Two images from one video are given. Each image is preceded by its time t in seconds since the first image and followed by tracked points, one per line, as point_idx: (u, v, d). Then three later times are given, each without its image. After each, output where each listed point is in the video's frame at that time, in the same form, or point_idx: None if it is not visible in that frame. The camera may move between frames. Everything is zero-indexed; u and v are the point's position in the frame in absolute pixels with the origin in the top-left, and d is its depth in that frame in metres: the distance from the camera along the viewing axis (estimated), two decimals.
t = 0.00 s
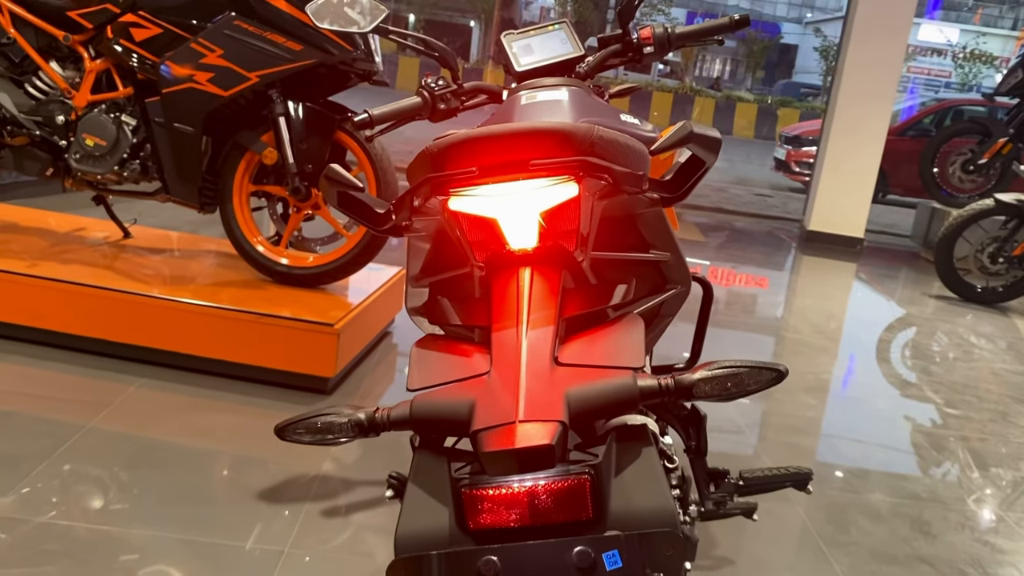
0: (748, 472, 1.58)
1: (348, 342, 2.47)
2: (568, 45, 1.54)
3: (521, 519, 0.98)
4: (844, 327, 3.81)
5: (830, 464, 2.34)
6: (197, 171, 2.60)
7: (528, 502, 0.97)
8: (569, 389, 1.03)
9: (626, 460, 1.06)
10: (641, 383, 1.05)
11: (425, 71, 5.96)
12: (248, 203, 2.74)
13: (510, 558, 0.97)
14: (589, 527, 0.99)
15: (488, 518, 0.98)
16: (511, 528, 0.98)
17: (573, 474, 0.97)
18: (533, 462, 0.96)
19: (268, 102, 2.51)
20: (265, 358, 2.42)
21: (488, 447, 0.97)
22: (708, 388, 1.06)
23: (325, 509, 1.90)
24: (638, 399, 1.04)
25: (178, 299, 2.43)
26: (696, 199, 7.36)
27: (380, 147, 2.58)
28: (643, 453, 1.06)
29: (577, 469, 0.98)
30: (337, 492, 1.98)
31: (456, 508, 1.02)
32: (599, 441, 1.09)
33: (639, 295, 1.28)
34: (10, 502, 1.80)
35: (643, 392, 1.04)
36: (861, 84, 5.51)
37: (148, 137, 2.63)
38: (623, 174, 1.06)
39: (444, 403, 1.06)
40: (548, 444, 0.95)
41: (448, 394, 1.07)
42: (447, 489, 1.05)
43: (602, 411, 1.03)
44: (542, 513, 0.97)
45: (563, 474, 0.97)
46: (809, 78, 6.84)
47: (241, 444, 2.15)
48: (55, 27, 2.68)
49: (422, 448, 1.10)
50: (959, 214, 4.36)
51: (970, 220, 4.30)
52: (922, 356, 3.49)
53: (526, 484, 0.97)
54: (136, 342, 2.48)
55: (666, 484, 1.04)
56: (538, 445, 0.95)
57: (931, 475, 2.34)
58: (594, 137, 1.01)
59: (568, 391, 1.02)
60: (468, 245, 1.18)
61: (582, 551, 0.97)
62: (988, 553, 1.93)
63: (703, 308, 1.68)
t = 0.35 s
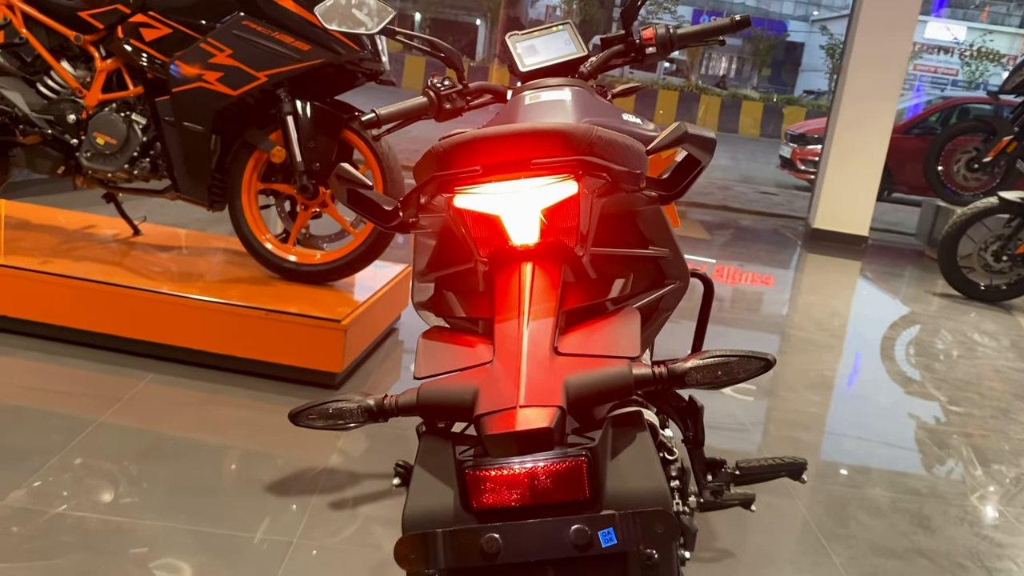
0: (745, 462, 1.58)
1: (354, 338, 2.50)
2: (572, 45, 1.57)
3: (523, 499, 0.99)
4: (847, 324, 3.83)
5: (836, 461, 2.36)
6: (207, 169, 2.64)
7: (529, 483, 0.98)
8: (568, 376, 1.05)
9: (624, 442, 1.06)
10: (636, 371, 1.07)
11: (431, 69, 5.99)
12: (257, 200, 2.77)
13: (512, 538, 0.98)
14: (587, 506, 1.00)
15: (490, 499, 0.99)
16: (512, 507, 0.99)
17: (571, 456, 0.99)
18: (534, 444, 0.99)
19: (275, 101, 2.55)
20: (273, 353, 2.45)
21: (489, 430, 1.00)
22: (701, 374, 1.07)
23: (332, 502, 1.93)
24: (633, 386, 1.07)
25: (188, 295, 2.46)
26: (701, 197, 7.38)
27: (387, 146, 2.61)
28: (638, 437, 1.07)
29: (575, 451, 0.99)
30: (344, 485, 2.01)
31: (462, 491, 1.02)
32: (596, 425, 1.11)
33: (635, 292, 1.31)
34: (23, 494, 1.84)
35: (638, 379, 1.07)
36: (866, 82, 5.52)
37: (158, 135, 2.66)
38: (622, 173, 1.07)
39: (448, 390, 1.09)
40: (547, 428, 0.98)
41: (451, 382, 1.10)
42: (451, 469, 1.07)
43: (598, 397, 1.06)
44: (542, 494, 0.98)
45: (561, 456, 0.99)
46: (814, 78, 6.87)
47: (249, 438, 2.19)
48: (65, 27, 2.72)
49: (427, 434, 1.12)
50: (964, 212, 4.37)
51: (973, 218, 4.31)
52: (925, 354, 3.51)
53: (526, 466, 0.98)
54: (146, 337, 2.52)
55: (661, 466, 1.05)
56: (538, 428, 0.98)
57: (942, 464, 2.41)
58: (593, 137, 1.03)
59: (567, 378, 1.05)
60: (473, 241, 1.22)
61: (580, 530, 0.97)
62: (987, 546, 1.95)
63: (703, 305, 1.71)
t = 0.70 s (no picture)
0: (734, 433, 1.76)
1: (361, 326, 2.55)
2: (572, 37, 1.61)
3: (512, 446, 0.93)
4: (850, 317, 3.86)
5: (839, 457, 2.32)
6: (217, 160, 2.69)
7: (518, 434, 0.93)
8: (556, 338, 0.99)
9: (604, 398, 0.99)
10: (617, 333, 0.98)
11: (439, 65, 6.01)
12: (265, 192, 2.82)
13: (501, 485, 0.94)
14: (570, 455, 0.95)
15: (483, 448, 0.94)
16: (501, 457, 0.94)
17: (555, 407, 0.93)
18: (521, 397, 0.95)
19: (284, 95, 2.59)
20: (281, 341, 2.51)
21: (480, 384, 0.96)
22: (679, 337, 0.97)
23: (339, 482, 1.99)
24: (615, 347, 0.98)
25: (199, 284, 2.52)
26: (707, 192, 7.41)
27: (393, 137, 2.66)
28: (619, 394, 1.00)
29: (560, 403, 0.94)
30: (350, 467, 2.06)
31: (455, 438, 0.97)
32: (580, 380, 0.99)
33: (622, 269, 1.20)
34: (40, 476, 1.89)
35: (619, 340, 0.98)
36: (870, 78, 5.54)
37: (169, 128, 2.71)
38: (610, 152, 1.07)
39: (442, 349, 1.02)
40: (532, 380, 0.94)
41: (445, 342, 1.04)
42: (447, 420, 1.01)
43: (588, 358, 0.98)
44: (527, 445, 0.93)
45: (547, 407, 0.94)
46: (820, 74, 6.88)
47: (258, 423, 2.24)
48: (77, 22, 2.77)
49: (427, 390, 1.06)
50: (967, 205, 4.41)
51: (976, 211, 4.35)
52: (928, 346, 3.54)
53: (515, 417, 0.93)
54: (158, 326, 2.58)
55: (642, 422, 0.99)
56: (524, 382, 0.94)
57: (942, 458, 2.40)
58: (582, 119, 1.03)
59: (555, 340, 0.99)
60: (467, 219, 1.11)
61: (564, 476, 0.94)
62: (980, 529, 1.99)
63: (699, 291, 1.75)
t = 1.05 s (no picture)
0: (716, 403, 1.82)
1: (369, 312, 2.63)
2: (569, 31, 1.67)
3: (501, 395, 0.95)
4: (850, 308, 3.91)
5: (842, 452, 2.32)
6: (226, 152, 2.76)
7: (506, 381, 0.95)
8: (541, 299, 1.00)
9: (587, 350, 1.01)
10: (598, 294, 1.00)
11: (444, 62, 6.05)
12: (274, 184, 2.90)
13: (495, 427, 0.95)
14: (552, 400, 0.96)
15: (474, 396, 0.96)
16: (490, 403, 0.95)
17: (540, 357, 0.95)
18: (509, 349, 0.97)
19: (291, 88, 2.67)
20: (289, 327, 2.58)
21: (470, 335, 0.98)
22: (653, 298, 0.98)
23: (345, 461, 2.06)
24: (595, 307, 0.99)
25: (210, 273, 2.60)
26: (711, 187, 7.44)
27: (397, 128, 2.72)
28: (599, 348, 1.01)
29: (544, 354, 0.96)
30: (356, 448, 2.13)
31: (449, 386, 0.98)
32: (564, 334, 1.00)
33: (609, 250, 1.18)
34: (59, 453, 1.97)
35: (601, 301, 0.99)
36: (872, 74, 5.58)
37: (179, 121, 2.78)
38: (596, 134, 1.06)
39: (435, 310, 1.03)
40: (519, 332, 0.96)
41: (444, 299, 1.05)
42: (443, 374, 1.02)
43: (576, 319, 0.99)
44: (517, 396, 0.95)
45: (533, 357, 0.95)
46: (827, 70, 6.90)
47: (267, 405, 2.32)
48: (90, 17, 2.85)
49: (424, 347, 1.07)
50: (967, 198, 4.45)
51: (976, 204, 4.40)
52: (927, 337, 3.59)
53: (505, 366, 0.95)
54: (170, 313, 2.65)
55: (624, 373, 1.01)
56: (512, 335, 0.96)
57: (944, 458, 2.34)
58: (570, 101, 1.02)
59: (540, 301, 0.99)
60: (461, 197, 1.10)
61: (547, 419, 0.94)
62: (968, 509, 2.05)
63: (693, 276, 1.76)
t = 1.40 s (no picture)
0: (712, 379, 1.83)
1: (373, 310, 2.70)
2: (572, 24, 1.71)
3: (505, 360, 0.95)
4: (851, 302, 3.94)
5: (845, 446, 2.32)
6: (235, 147, 2.80)
7: (509, 348, 0.95)
8: (543, 272, 1.00)
9: (585, 321, 1.01)
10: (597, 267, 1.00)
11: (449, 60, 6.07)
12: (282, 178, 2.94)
13: (499, 390, 0.94)
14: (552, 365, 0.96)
15: (479, 361, 0.95)
16: (493, 368, 0.95)
17: (541, 325, 0.95)
18: (512, 317, 0.98)
19: (299, 83, 2.70)
20: (297, 317, 2.63)
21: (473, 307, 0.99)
22: (649, 271, 0.98)
23: (353, 447, 2.11)
24: (594, 279, 0.99)
25: (220, 264, 2.64)
26: (715, 184, 7.47)
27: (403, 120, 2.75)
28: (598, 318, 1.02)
29: (544, 322, 0.96)
30: (363, 434, 2.18)
31: (455, 351, 0.97)
32: (563, 305, 1.01)
33: (609, 235, 1.22)
34: (74, 438, 2.02)
35: (599, 273, 0.99)
36: (874, 71, 5.60)
37: (189, 116, 2.82)
38: (595, 118, 1.07)
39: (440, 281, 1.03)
40: (522, 300, 0.97)
41: (449, 271, 1.06)
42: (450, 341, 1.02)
43: (575, 290, 1.00)
44: (521, 361, 0.95)
45: (534, 325, 0.95)
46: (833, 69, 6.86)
47: (276, 393, 2.36)
48: (101, 14, 2.89)
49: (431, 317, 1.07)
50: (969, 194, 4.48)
51: (978, 199, 4.43)
52: (929, 330, 3.62)
53: (507, 333, 0.95)
54: (181, 304, 2.70)
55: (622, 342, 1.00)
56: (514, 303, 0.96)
57: (946, 451, 2.34)
58: (570, 86, 1.05)
59: (541, 273, 1.00)
60: (468, 177, 1.14)
61: (547, 381, 0.94)
62: (964, 495, 2.09)
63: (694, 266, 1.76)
